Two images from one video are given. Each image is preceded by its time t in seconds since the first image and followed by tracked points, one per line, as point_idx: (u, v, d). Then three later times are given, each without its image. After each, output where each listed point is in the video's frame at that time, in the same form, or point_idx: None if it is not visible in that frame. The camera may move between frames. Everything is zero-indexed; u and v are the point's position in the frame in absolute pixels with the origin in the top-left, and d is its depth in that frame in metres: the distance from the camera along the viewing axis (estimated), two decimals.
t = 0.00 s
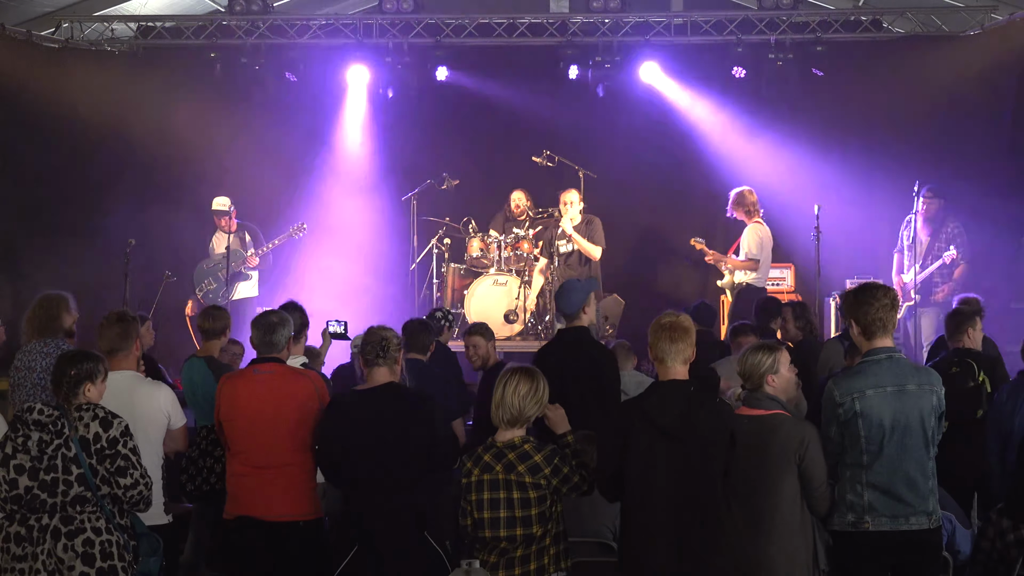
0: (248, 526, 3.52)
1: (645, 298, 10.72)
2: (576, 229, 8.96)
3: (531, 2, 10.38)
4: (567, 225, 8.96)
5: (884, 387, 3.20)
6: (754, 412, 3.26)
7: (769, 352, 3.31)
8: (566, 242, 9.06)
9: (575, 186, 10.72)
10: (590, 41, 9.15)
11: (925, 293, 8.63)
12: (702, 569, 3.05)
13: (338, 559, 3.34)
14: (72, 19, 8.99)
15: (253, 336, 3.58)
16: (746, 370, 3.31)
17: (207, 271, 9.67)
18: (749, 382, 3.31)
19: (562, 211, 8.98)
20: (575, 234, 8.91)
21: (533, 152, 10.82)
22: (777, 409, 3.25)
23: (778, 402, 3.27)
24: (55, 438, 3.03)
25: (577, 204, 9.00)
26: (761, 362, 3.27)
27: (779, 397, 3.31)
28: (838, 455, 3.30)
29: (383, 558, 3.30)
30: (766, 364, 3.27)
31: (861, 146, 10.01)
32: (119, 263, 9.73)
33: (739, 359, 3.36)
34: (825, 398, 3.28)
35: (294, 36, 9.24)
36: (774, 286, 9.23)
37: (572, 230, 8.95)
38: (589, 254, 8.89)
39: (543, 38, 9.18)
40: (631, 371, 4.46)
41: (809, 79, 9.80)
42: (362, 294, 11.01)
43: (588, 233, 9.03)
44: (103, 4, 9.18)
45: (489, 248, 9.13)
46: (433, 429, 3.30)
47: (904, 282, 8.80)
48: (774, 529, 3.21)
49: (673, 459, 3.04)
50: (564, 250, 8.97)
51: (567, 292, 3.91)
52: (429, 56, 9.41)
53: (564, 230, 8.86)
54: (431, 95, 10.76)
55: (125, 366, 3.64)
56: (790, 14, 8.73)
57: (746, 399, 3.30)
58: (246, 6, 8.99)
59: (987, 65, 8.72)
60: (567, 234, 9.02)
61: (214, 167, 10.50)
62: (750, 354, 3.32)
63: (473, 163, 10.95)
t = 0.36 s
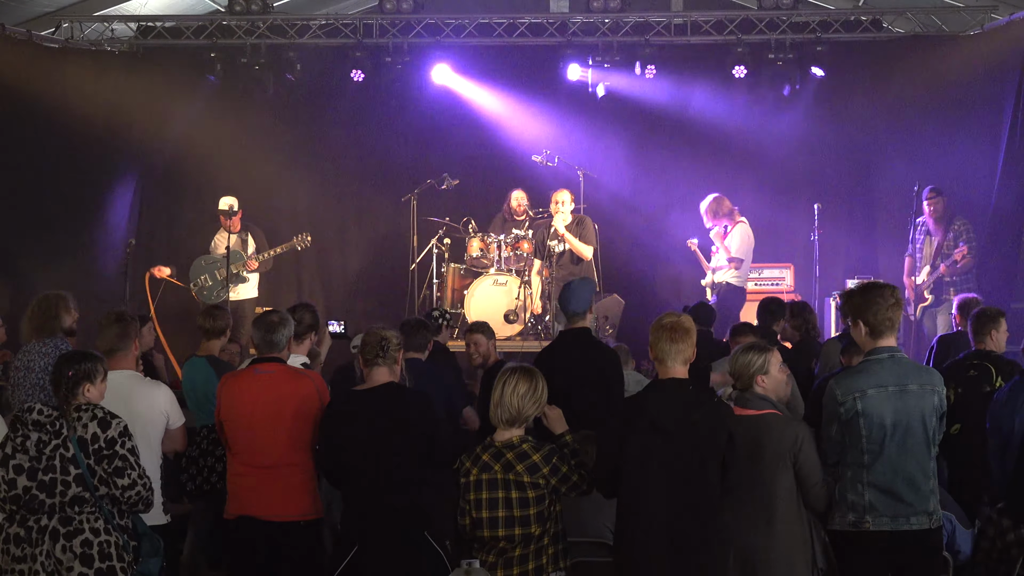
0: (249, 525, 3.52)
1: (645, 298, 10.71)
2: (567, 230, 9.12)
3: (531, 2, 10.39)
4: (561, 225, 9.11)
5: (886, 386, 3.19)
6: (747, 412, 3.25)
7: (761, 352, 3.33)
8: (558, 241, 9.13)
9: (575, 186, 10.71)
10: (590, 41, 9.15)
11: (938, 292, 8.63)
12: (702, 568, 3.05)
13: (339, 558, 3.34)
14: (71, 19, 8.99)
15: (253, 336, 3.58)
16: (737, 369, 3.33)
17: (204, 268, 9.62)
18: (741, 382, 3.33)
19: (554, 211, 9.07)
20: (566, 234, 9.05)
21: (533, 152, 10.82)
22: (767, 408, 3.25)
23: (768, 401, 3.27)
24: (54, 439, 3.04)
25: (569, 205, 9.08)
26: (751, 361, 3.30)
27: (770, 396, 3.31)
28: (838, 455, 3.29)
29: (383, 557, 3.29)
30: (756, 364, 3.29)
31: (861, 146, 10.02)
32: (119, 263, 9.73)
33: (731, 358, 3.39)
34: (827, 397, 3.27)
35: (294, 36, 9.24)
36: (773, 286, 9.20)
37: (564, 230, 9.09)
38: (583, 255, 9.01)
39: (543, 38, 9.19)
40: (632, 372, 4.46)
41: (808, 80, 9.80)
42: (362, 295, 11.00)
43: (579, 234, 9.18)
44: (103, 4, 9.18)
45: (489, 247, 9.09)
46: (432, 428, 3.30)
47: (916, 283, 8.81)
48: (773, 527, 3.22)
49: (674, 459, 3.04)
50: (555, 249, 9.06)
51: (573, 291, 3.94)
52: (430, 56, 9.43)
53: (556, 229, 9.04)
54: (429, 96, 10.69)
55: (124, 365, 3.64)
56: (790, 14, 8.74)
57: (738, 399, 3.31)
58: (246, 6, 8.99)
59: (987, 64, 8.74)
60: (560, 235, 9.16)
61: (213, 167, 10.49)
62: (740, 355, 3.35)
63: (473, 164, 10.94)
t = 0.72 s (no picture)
0: (249, 526, 3.52)
1: (645, 298, 10.71)
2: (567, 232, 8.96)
3: (530, 2, 10.39)
4: (559, 226, 8.99)
5: (890, 386, 3.20)
6: (744, 412, 3.26)
7: (752, 352, 3.33)
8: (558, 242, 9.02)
9: (575, 186, 10.71)
10: (590, 41, 9.16)
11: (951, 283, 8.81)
12: (701, 568, 3.05)
13: (339, 558, 3.34)
14: (72, 19, 8.99)
15: (254, 336, 3.58)
16: (728, 369, 3.33)
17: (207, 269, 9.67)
18: (735, 383, 3.32)
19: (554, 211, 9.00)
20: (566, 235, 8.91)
21: (533, 152, 10.82)
22: (764, 409, 3.26)
23: (761, 401, 3.28)
24: (39, 440, 3.05)
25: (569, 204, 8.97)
26: (743, 362, 3.30)
27: (762, 397, 3.32)
28: (839, 454, 3.29)
29: (384, 558, 3.29)
30: (747, 361, 3.30)
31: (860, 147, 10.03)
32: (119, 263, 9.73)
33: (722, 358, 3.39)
34: (830, 396, 3.26)
35: (294, 36, 9.25)
36: (773, 286, 9.20)
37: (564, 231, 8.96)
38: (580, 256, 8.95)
39: (542, 38, 9.19)
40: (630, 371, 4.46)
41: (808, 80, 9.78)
42: (362, 294, 11.01)
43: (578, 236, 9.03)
44: (103, 4, 9.19)
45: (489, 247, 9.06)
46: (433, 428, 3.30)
47: (928, 280, 9.10)
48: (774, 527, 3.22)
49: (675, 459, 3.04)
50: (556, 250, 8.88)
51: (598, 290, 3.97)
52: (429, 56, 9.44)
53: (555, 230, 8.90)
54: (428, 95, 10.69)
55: (126, 365, 3.64)
56: (790, 15, 8.74)
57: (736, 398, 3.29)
58: (246, 6, 9.00)
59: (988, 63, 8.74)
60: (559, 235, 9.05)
61: (214, 167, 10.50)
62: (728, 359, 3.34)
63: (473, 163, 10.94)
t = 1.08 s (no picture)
0: (249, 526, 3.52)
1: (646, 298, 10.70)
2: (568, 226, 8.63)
3: (530, 2, 10.39)
4: (562, 222, 8.68)
5: (889, 387, 3.20)
6: (740, 414, 3.26)
7: (746, 355, 3.32)
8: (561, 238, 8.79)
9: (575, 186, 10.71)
10: (590, 41, 9.17)
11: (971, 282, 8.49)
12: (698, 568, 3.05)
13: (339, 558, 3.34)
14: (71, 19, 9.00)
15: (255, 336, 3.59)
16: (722, 371, 3.33)
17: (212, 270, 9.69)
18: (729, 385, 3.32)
19: (560, 207, 8.75)
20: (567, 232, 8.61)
21: (533, 152, 10.82)
22: (757, 411, 3.26)
23: (755, 403, 3.29)
24: (20, 439, 3.14)
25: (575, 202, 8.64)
26: (737, 363, 3.30)
27: (755, 398, 3.34)
28: (838, 454, 3.30)
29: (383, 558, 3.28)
30: (742, 361, 3.29)
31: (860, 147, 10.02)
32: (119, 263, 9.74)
33: (715, 359, 3.38)
34: (829, 395, 3.27)
35: (294, 36, 9.26)
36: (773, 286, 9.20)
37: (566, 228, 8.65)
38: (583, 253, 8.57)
39: (542, 38, 9.20)
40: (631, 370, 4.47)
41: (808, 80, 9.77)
42: (362, 294, 11.01)
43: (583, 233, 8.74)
44: (104, 4, 9.21)
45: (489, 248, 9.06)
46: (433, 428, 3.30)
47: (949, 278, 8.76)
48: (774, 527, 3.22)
49: (675, 459, 3.04)
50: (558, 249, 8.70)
51: (615, 293, 4.02)
52: (429, 56, 9.45)
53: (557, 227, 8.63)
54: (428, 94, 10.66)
55: (128, 366, 3.63)
56: (790, 15, 8.75)
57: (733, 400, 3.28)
58: (246, 6, 9.01)
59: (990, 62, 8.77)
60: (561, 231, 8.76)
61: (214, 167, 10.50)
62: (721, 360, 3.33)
63: (473, 163, 10.94)
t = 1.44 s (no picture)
0: (248, 526, 3.52)
1: (645, 297, 10.70)
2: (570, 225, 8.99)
3: (530, 2, 10.38)
4: (564, 222, 8.98)
5: (886, 388, 3.20)
6: (739, 413, 3.26)
7: (751, 354, 3.34)
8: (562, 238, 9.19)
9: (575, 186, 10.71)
10: (590, 41, 9.16)
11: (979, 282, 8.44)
12: (698, 568, 3.05)
13: (339, 558, 3.34)
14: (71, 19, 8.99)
15: (256, 336, 3.60)
16: (726, 371, 3.33)
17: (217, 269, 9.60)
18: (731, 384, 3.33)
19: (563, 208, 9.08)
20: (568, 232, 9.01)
21: (533, 152, 10.81)
22: (760, 409, 3.27)
23: (758, 402, 3.29)
24: (6, 436, 3.17)
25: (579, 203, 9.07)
26: (742, 364, 3.30)
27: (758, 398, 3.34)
28: (836, 454, 3.30)
29: (383, 558, 3.28)
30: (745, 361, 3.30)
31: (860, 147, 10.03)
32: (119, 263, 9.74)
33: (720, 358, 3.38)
34: (826, 396, 3.27)
35: (294, 36, 9.25)
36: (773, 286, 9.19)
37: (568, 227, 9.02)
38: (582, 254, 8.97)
39: (543, 38, 9.19)
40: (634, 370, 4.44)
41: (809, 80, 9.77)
42: (362, 294, 11.02)
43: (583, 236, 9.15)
44: (103, 4, 9.20)
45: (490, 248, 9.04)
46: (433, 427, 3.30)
47: (956, 276, 8.71)
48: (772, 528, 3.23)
49: (672, 460, 3.04)
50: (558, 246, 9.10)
51: (602, 290, 3.95)
52: (429, 56, 9.44)
53: (560, 225, 8.94)
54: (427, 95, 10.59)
55: (130, 365, 3.63)
56: (790, 14, 8.74)
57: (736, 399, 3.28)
58: (246, 6, 8.99)
59: (988, 63, 8.76)
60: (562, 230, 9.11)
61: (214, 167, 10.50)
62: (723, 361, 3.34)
63: (473, 163, 10.93)
